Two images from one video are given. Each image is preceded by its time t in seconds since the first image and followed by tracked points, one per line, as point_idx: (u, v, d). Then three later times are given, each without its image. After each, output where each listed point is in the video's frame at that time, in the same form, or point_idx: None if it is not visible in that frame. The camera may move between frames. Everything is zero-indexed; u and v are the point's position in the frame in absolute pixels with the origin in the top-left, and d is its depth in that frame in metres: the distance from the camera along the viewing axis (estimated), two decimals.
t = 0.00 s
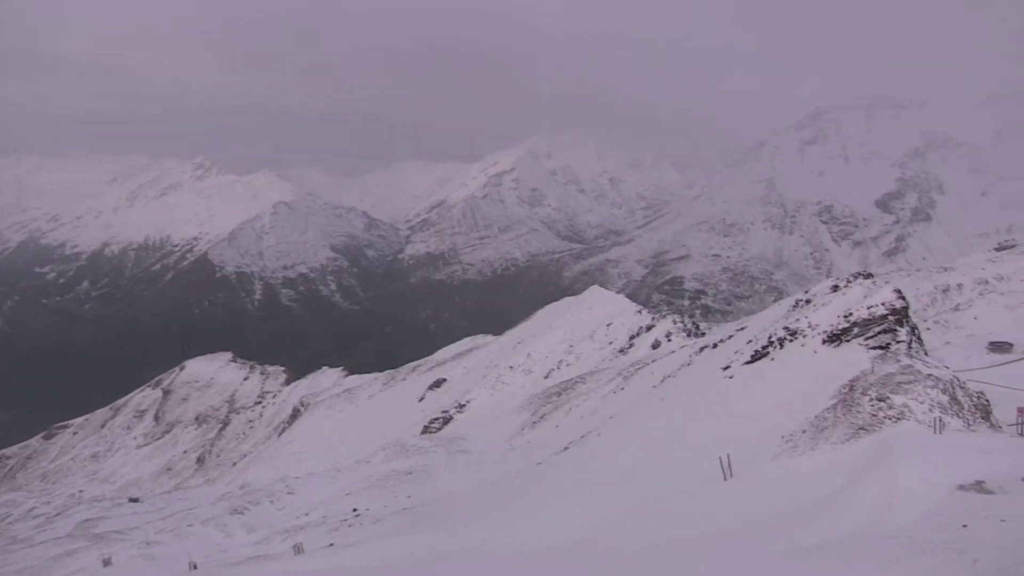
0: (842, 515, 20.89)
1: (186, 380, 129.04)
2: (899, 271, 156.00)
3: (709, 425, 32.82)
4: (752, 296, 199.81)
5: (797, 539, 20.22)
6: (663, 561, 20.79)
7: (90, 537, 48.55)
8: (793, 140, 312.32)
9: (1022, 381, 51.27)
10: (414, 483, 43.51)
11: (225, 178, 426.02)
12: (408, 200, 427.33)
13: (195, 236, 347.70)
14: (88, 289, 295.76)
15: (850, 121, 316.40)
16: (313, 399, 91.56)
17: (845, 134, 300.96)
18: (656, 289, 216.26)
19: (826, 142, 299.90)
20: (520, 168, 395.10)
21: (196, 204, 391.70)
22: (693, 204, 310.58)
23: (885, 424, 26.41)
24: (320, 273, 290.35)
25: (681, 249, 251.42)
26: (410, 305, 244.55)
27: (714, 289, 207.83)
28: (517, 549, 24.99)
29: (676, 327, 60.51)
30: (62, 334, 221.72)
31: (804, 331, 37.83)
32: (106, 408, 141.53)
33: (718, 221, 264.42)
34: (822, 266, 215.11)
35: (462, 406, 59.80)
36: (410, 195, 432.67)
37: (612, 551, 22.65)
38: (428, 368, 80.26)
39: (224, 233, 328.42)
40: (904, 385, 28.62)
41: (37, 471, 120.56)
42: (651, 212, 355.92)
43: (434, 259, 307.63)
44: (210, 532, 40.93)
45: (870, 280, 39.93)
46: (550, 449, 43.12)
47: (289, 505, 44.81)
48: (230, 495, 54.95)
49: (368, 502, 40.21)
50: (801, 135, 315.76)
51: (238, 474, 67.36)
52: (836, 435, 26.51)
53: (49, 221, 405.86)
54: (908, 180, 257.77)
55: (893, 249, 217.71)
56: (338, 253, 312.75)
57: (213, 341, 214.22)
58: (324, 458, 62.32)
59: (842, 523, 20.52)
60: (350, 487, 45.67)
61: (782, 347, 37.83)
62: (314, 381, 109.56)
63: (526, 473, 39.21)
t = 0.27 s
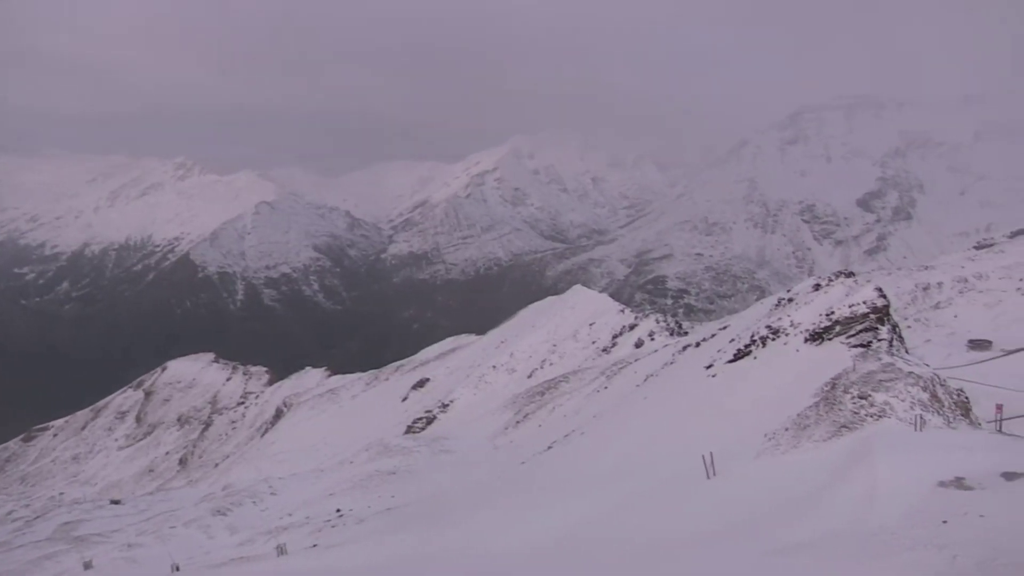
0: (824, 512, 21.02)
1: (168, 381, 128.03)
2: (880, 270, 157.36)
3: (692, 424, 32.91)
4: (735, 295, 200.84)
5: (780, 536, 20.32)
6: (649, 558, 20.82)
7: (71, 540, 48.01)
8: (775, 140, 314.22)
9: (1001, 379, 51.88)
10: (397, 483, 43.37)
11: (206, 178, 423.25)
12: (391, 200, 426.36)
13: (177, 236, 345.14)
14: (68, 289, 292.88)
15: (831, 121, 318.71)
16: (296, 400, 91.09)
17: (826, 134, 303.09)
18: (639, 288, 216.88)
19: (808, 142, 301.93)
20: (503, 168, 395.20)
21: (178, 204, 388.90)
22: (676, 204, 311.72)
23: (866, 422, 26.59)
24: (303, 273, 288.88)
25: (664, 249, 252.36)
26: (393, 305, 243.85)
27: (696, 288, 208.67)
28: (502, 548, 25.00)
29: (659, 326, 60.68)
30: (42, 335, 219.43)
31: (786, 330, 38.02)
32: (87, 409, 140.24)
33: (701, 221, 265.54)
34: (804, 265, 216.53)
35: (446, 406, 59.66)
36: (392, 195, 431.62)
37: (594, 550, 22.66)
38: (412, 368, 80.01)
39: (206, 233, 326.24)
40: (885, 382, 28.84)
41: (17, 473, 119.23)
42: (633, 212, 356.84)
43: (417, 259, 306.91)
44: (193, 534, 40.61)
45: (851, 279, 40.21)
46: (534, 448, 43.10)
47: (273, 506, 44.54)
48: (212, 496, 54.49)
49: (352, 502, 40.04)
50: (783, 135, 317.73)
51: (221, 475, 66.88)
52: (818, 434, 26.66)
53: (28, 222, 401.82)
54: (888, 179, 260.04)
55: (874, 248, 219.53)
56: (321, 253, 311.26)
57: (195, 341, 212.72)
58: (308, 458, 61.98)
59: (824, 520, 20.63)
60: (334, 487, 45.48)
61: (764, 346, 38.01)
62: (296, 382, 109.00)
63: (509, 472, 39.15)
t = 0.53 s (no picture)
0: (809, 510, 21.05)
1: (152, 382, 127.04)
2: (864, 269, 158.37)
3: (677, 423, 32.94)
4: (720, 294, 201.59)
5: (765, 535, 20.24)
6: (633, 557, 20.75)
7: (53, 542, 47.51)
8: (759, 139, 315.75)
9: (984, 376, 52.34)
10: (383, 483, 43.11)
11: (190, 178, 420.72)
12: (376, 199, 425.15)
13: (161, 236, 342.85)
14: (51, 290, 290.37)
15: (815, 120, 320.48)
16: (282, 400, 90.57)
17: (810, 134, 304.91)
18: (624, 287, 217.32)
19: (791, 142, 303.60)
20: (488, 167, 394.98)
21: (162, 204, 386.32)
22: (661, 203, 312.61)
23: (851, 420, 26.69)
24: (288, 273, 287.41)
25: (649, 248, 252.88)
26: (378, 305, 242.89)
27: (681, 287, 209.27)
28: (489, 547, 24.79)
29: (644, 326, 60.79)
30: (25, 335, 217.43)
31: (771, 329, 38.14)
32: (70, 411, 138.95)
33: (686, 220, 266.33)
34: (789, 264, 217.71)
35: (431, 406, 59.45)
36: (378, 195, 430.59)
37: (580, 550, 22.53)
38: (398, 367, 79.78)
39: (190, 233, 324.25)
40: (870, 380, 28.94)
41: None
42: (618, 211, 357.50)
43: (402, 258, 306.07)
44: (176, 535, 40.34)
45: (836, 278, 40.37)
46: (520, 447, 42.99)
47: (258, 507, 44.20)
48: (197, 497, 54.08)
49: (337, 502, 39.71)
50: (767, 134, 319.28)
51: (206, 476, 66.38)
52: (803, 432, 26.72)
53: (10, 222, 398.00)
54: (871, 179, 261.92)
55: (858, 246, 220.91)
56: (306, 253, 309.84)
57: (180, 342, 211.30)
58: (293, 459, 61.62)
59: (808, 518, 20.65)
60: (320, 488, 45.17)
61: (749, 344, 38.10)
62: (282, 382, 108.41)
63: (495, 472, 39.05)
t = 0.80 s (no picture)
0: (795, 507, 21.20)
1: (135, 383, 126.15)
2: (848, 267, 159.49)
3: (663, 422, 33.04)
4: (705, 293, 202.35)
5: (751, 532, 20.34)
6: (621, 555, 20.78)
7: (36, 544, 47.06)
8: (744, 138, 317.19)
9: (966, 374, 52.79)
10: (369, 483, 42.96)
11: (174, 177, 418.11)
12: (361, 199, 423.88)
13: (144, 236, 340.46)
14: (34, 291, 287.79)
15: (798, 120, 322.29)
16: (267, 400, 90.12)
17: (793, 134, 306.57)
18: (609, 287, 217.71)
19: (775, 141, 305.12)
20: (474, 167, 394.71)
21: (145, 204, 383.71)
22: (645, 202, 313.39)
23: (836, 418, 26.86)
24: (272, 273, 285.91)
25: (634, 247, 253.42)
26: (363, 305, 241.91)
27: (666, 287, 209.85)
28: (477, 546, 24.78)
29: (629, 325, 60.96)
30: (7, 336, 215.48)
31: (756, 328, 38.33)
32: (53, 413, 137.70)
33: (671, 219, 267.06)
34: (773, 263, 218.79)
35: (417, 406, 59.34)
36: (363, 195, 429.32)
37: (566, 549, 22.55)
38: (383, 367, 79.58)
39: (174, 233, 322.19)
40: (854, 379, 29.15)
41: None
42: (604, 210, 358.10)
43: (387, 258, 305.14)
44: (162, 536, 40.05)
45: (820, 277, 40.59)
46: (506, 447, 42.96)
47: (243, 508, 43.92)
48: (182, 499, 53.69)
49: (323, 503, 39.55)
50: (751, 134, 320.71)
51: (191, 477, 65.95)
52: (788, 430, 26.86)
53: None
54: (854, 178, 263.73)
55: (842, 246, 222.36)
56: (290, 253, 308.25)
57: (164, 342, 209.90)
58: (278, 460, 61.29)
59: (793, 516, 20.73)
60: (307, 488, 44.94)
61: (734, 343, 38.26)
62: (266, 382, 107.86)
63: (481, 472, 39.00)
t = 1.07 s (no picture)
0: (780, 505, 21.30)
1: (119, 384, 125.24)
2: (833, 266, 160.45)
3: (649, 421, 33.07)
4: (690, 292, 203.05)
5: (736, 530, 20.41)
6: (609, 554, 20.78)
7: (19, 547, 46.57)
8: (728, 138, 318.44)
9: (949, 372, 53.29)
10: (355, 483, 42.80)
11: (158, 177, 415.32)
12: (347, 198, 422.57)
13: (128, 236, 337.97)
14: (16, 292, 285.32)
15: (783, 120, 323.91)
16: (252, 401, 89.66)
17: (778, 134, 308.16)
18: (595, 286, 218.07)
19: (760, 141, 306.55)
20: (459, 166, 394.17)
21: (128, 204, 381.01)
22: (631, 202, 314.14)
23: (820, 416, 27.00)
24: (257, 273, 284.39)
25: (620, 247, 253.93)
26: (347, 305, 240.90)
27: (652, 286, 210.39)
28: (464, 546, 24.72)
29: (614, 324, 61.05)
30: None
31: (741, 327, 38.44)
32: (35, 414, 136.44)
33: (656, 218, 267.74)
34: (758, 262, 219.82)
35: (402, 406, 59.14)
36: (348, 194, 427.95)
37: (553, 548, 22.53)
38: (369, 367, 79.30)
39: (158, 233, 320.10)
40: (838, 377, 29.31)
41: None
42: (589, 210, 358.64)
43: (373, 258, 304.08)
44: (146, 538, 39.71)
45: (805, 276, 40.82)
46: (492, 446, 42.88)
47: (229, 509, 43.61)
48: (166, 500, 53.29)
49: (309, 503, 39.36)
50: (736, 133, 322.04)
51: (176, 479, 65.47)
52: (774, 429, 26.94)
53: None
54: (838, 177, 265.38)
55: (826, 245, 223.77)
56: (275, 253, 306.67)
57: (148, 343, 208.52)
58: (263, 460, 60.96)
59: (777, 513, 20.88)
60: (293, 488, 44.77)
61: (719, 342, 38.37)
62: (251, 383, 107.29)
63: (467, 471, 38.94)
